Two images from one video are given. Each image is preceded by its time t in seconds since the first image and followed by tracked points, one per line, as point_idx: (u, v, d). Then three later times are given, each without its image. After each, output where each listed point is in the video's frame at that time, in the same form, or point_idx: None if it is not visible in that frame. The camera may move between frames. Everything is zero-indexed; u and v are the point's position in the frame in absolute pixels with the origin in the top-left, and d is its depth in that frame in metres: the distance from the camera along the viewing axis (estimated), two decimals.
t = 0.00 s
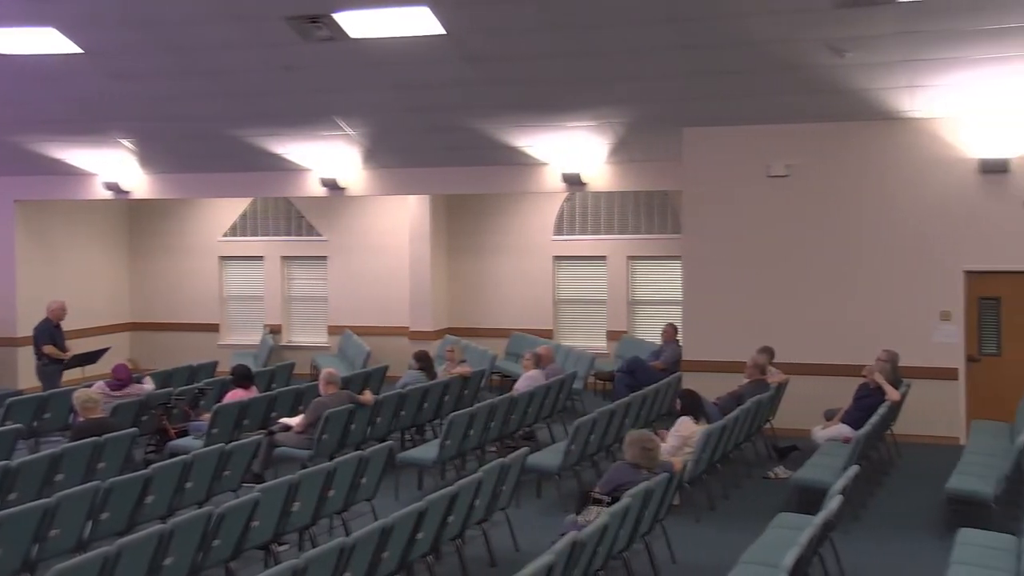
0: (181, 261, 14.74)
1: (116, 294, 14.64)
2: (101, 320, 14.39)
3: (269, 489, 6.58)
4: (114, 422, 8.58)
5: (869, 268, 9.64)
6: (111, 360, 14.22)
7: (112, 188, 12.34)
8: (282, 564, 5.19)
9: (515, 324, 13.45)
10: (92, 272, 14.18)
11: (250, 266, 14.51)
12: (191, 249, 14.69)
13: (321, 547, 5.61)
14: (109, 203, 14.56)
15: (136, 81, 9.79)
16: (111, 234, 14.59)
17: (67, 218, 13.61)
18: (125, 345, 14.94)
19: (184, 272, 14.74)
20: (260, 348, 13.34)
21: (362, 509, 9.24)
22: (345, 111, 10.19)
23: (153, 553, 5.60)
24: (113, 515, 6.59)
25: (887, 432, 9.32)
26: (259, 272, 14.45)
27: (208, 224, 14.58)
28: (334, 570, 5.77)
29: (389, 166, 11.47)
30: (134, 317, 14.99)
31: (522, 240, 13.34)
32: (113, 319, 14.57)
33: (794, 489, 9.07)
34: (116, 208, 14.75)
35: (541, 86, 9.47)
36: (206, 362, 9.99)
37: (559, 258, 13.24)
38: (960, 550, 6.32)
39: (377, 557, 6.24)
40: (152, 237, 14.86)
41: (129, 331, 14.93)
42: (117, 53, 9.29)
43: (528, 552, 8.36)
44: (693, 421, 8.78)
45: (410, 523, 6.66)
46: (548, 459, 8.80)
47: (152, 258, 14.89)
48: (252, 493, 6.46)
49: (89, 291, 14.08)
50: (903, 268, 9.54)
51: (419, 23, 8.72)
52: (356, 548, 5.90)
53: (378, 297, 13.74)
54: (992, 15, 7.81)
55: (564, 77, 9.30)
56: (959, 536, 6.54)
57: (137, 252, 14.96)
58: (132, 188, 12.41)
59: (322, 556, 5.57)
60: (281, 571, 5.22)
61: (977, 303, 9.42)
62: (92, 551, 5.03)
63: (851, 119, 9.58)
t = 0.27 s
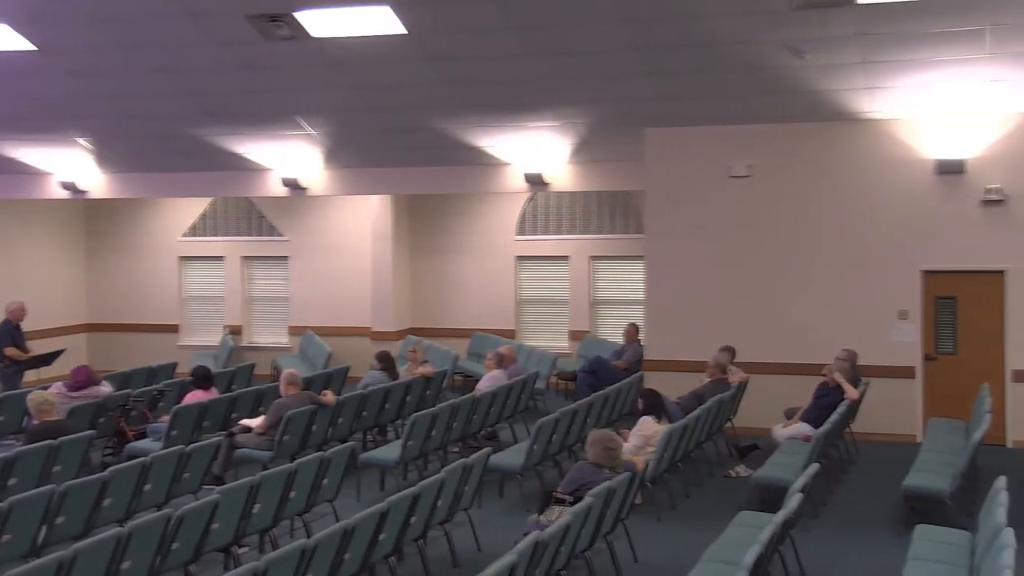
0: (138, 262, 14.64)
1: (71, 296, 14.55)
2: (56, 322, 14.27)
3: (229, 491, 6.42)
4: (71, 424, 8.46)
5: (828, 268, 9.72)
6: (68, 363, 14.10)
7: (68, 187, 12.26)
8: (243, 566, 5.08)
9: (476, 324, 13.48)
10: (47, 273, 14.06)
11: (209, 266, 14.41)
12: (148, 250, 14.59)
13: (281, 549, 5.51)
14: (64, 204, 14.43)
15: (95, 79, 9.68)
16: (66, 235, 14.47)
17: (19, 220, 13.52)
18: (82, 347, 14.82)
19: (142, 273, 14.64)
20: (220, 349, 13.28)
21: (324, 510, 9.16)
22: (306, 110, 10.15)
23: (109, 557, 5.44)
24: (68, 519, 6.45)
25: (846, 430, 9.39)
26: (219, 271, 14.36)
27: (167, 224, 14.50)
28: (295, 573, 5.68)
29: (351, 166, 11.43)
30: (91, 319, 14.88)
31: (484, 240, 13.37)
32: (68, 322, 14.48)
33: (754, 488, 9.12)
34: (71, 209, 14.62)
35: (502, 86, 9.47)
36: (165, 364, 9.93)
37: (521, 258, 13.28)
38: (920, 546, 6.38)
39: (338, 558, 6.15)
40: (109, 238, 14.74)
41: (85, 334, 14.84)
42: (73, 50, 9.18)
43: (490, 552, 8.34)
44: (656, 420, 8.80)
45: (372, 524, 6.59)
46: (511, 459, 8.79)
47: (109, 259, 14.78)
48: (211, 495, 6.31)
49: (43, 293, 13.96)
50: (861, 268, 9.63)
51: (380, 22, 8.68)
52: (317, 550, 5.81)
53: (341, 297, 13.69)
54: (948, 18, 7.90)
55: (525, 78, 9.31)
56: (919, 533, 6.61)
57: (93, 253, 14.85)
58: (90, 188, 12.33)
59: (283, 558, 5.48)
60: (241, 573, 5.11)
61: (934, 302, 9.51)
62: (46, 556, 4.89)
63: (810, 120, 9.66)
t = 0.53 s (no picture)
0: (100, 262, 14.52)
1: (31, 296, 14.42)
2: (16, 323, 14.12)
3: (193, 493, 6.30)
4: (30, 427, 8.35)
5: (792, 268, 9.79)
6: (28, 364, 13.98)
7: (27, 187, 12.19)
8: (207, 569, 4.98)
9: (443, 324, 13.50)
10: (6, 274, 13.91)
11: (173, 267, 14.33)
12: (111, 250, 14.47)
13: (246, 551, 5.42)
14: (24, 203, 14.27)
15: (57, 77, 9.58)
16: (26, 235, 14.31)
17: None
18: (43, 348, 14.67)
19: (105, 274, 14.52)
20: (184, 350, 13.23)
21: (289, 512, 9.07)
22: (270, 110, 10.11)
23: (70, 561, 5.30)
24: (27, 523, 6.32)
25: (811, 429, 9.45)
26: (183, 272, 14.28)
27: (130, 224, 14.39)
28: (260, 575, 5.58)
29: (316, 166, 11.39)
30: (52, 320, 14.74)
31: (451, 240, 13.39)
32: (28, 322, 14.34)
33: (719, 486, 9.16)
34: (31, 209, 14.47)
35: (468, 86, 9.46)
36: (129, 366, 9.89)
37: (487, 258, 13.30)
38: (882, 544, 6.44)
39: (304, 560, 6.05)
40: (70, 237, 14.60)
41: (45, 334, 14.71)
42: (33, 48, 9.07)
43: (456, 552, 8.31)
44: (622, 420, 8.80)
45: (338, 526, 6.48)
46: (477, 460, 8.77)
47: (70, 259, 14.64)
48: (174, 497, 6.17)
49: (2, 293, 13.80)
50: (825, 268, 9.70)
51: (345, 22, 8.64)
52: (283, 552, 5.71)
53: (307, 298, 13.64)
54: (907, 20, 7.98)
55: (491, 78, 9.31)
56: (880, 530, 6.67)
57: (54, 254, 14.70)
58: (49, 187, 12.25)
59: (248, 561, 5.39)
60: None
61: (896, 302, 9.59)
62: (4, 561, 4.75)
63: (773, 120, 9.72)
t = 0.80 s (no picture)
0: (69, 263, 14.40)
1: None
2: None
3: (163, 494, 6.21)
4: None
5: (763, 268, 9.83)
6: None
7: None
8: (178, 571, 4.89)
9: (416, 324, 13.50)
10: None
11: (144, 267, 14.24)
12: (80, 250, 14.35)
13: (217, 553, 5.33)
14: None
15: (26, 74, 9.48)
16: None
17: None
18: (11, 349, 14.53)
19: (74, 274, 14.40)
20: (155, 351, 13.20)
21: (261, 513, 8.98)
22: (241, 109, 10.06)
23: (37, 564, 5.19)
24: None
25: (782, 428, 9.50)
26: (153, 272, 14.20)
27: (99, 224, 14.28)
28: None
29: (287, 166, 11.33)
30: (20, 321, 14.61)
31: (423, 241, 13.40)
32: None
33: (692, 486, 9.19)
34: None
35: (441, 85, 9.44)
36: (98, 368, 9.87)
37: (460, 258, 13.31)
38: (853, 543, 6.44)
39: (276, 561, 5.96)
40: (38, 237, 14.47)
41: (13, 335, 14.57)
42: None
43: (430, 553, 8.28)
44: (595, 420, 8.80)
45: (310, 524, 6.37)
46: (450, 460, 8.73)
47: (38, 259, 14.51)
48: (144, 499, 6.07)
49: None
50: (796, 268, 9.76)
51: (317, 21, 8.61)
52: (254, 554, 5.62)
53: (279, 298, 13.58)
54: (876, 22, 8.03)
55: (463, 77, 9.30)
56: (851, 529, 6.67)
57: (22, 254, 14.57)
58: (16, 186, 12.13)
59: (219, 563, 5.29)
60: None
61: (866, 302, 9.66)
62: None
63: (744, 121, 9.77)
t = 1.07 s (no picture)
0: (42, 263, 14.30)
1: None
2: None
3: (137, 496, 6.12)
4: None
5: (740, 268, 9.87)
6: None
7: None
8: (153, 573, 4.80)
9: (394, 324, 13.56)
10: None
11: (119, 267, 14.18)
12: (54, 250, 14.26)
13: (194, 555, 5.24)
14: None
15: None
16: None
17: None
18: None
19: (47, 275, 14.30)
20: (131, 353, 13.16)
21: (236, 514, 8.90)
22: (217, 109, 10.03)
23: (8, 568, 5.09)
24: None
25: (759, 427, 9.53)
26: (129, 273, 14.13)
27: (73, 224, 14.20)
28: None
29: (263, 166, 11.30)
30: None
31: (401, 241, 13.47)
32: None
33: (669, 485, 9.21)
34: None
35: (418, 85, 9.43)
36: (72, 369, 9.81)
37: (438, 258, 13.41)
38: (829, 541, 6.46)
39: (252, 563, 5.88)
40: (11, 238, 14.37)
41: None
42: None
43: (407, 553, 8.24)
44: (572, 420, 8.80)
45: (287, 525, 6.28)
46: (428, 460, 8.69)
47: (11, 260, 14.40)
48: (119, 501, 5.98)
49: None
50: (772, 267, 9.80)
51: (294, 20, 8.58)
52: (231, 556, 5.53)
53: (255, 299, 13.58)
54: (852, 23, 8.08)
55: (441, 78, 9.29)
56: (827, 527, 6.68)
57: None
58: None
59: (195, 565, 5.21)
60: None
61: (842, 301, 9.72)
62: None
63: (721, 121, 9.81)
